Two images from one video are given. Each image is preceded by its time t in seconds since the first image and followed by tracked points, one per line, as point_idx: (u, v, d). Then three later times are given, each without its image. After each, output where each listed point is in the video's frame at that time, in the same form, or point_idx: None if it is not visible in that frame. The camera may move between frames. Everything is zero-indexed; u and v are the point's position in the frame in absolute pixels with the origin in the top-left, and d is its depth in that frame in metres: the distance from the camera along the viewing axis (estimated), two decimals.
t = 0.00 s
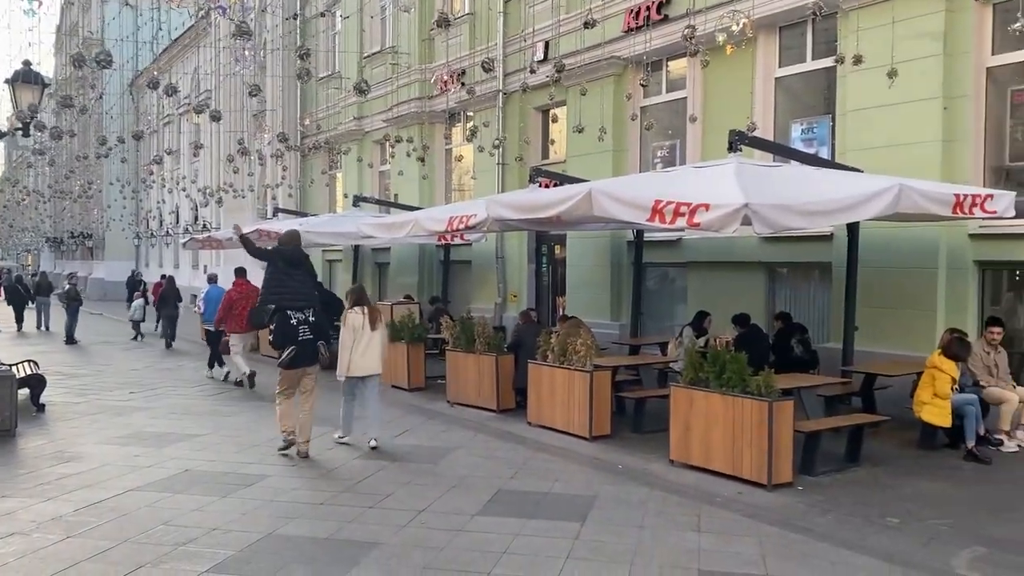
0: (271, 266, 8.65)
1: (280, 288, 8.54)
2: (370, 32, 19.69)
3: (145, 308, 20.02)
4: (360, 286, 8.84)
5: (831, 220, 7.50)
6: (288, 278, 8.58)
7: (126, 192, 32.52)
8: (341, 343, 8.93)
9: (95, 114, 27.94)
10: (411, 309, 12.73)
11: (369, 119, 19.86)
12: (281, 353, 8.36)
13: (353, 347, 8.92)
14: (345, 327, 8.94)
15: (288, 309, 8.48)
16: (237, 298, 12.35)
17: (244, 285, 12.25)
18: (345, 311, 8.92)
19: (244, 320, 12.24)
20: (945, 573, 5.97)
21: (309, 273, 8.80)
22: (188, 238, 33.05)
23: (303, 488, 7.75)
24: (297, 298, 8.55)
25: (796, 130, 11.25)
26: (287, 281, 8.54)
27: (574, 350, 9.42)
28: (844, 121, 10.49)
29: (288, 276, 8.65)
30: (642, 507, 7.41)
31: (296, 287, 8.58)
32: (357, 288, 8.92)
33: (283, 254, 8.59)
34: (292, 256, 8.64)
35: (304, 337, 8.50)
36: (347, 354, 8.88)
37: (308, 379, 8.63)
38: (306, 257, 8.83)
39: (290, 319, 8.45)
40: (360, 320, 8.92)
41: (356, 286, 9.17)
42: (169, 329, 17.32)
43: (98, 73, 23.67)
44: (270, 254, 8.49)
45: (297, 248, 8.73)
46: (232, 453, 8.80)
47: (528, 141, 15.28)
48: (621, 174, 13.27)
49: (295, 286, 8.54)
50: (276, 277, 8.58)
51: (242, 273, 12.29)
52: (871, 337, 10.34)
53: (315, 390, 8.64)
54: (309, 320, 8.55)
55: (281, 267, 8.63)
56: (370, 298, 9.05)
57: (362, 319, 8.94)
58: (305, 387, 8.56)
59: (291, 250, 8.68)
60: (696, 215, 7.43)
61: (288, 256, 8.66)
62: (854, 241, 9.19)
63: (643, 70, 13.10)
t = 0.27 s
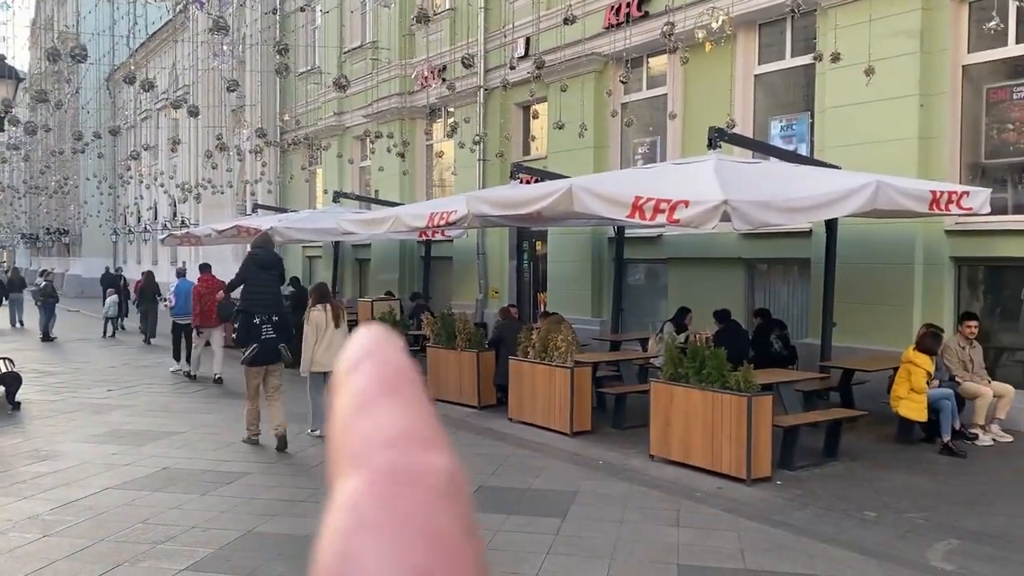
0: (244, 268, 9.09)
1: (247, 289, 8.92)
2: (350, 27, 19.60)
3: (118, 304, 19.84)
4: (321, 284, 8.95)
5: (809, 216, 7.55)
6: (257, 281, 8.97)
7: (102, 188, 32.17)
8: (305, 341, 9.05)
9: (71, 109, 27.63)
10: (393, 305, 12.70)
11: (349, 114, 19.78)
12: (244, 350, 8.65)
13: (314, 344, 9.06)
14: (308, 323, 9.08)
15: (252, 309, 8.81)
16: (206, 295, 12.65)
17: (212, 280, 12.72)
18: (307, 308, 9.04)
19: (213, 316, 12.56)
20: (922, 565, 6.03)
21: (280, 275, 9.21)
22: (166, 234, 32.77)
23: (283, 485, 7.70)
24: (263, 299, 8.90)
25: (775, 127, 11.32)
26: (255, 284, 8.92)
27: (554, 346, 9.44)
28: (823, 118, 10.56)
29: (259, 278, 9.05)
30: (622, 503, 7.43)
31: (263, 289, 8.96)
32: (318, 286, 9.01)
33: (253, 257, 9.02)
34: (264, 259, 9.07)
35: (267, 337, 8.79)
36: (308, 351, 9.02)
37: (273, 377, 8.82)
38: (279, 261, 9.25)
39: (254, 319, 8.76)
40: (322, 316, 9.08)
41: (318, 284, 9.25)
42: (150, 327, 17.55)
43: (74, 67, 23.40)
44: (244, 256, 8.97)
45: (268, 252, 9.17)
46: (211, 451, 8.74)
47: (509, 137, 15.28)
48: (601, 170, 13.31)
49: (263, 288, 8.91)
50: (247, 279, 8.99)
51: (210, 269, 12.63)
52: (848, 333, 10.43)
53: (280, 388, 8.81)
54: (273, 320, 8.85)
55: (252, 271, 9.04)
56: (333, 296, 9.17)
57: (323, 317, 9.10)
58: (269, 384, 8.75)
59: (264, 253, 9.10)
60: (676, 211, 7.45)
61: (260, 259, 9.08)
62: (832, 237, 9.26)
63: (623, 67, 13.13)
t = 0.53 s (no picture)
0: (220, 261, 9.44)
1: (222, 283, 9.30)
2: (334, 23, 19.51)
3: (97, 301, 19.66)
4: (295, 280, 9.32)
5: (793, 213, 7.59)
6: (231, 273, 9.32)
7: (84, 184, 31.89)
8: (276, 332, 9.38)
9: (52, 105, 27.37)
10: (378, 302, 12.66)
11: (334, 111, 19.69)
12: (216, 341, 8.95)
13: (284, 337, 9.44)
14: (278, 317, 9.42)
15: (227, 302, 9.17)
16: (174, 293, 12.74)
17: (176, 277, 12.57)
18: (280, 302, 9.40)
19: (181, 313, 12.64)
20: (904, 559, 6.08)
21: (253, 269, 9.58)
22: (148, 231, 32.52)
23: (268, 483, 7.66)
24: (238, 293, 9.27)
25: (759, 124, 11.37)
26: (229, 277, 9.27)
27: (540, 344, 9.45)
28: (807, 115, 10.61)
29: (234, 272, 9.41)
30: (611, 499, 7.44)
31: (237, 282, 9.34)
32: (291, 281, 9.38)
33: (229, 251, 9.36)
34: (239, 254, 9.45)
35: (240, 329, 9.12)
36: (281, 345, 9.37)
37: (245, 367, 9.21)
38: (253, 256, 9.62)
39: (228, 311, 9.11)
40: (293, 310, 9.45)
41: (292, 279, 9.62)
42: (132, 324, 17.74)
43: (55, 63, 23.17)
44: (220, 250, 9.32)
45: (243, 246, 9.55)
46: (196, 449, 8.69)
47: (495, 134, 15.27)
48: (586, 167, 13.33)
49: (237, 281, 9.29)
50: (222, 272, 9.35)
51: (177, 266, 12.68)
52: (832, 329, 10.50)
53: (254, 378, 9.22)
54: (246, 313, 9.22)
55: (227, 263, 9.39)
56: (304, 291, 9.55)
57: (295, 311, 9.46)
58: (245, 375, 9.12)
59: (239, 248, 9.48)
60: (661, 208, 7.46)
61: (235, 253, 9.45)
62: (816, 234, 9.32)
63: (608, 64, 13.15)
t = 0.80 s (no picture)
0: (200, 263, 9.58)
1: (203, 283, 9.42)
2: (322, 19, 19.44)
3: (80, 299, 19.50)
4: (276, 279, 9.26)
5: (781, 211, 7.62)
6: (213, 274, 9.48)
7: (70, 181, 31.66)
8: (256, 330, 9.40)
9: (38, 101, 27.15)
10: (366, 299, 12.63)
11: (322, 107, 19.62)
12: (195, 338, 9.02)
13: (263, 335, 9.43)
14: (258, 314, 9.42)
15: (207, 301, 9.27)
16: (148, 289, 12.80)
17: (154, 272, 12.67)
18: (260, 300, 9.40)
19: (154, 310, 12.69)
20: (890, 555, 6.11)
21: (233, 271, 9.74)
22: (135, 228, 32.32)
23: (256, 481, 7.63)
24: (219, 292, 9.37)
25: (747, 122, 11.40)
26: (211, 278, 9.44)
27: (529, 341, 9.45)
28: (795, 113, 10.65)
29: (214, 273, 9.55)
30: (602, 496, 7.44)
31: (217, 282, 9.47)
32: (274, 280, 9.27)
33: (210, 253, 9.53)
34: (219, 255, 9.60)
35: (220, 327, 9.19)
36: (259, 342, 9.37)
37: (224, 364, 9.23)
38: (232, 257, 9.77)
39: (208, 310, 9.20)
40: (272, 308, 9.45)
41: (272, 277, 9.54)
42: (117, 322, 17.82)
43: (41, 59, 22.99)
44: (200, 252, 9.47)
45: (223, 248, 9.70)
46: (183, 447, 8.65)
47: (484, 131, 15.26)
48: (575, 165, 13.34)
49: (217, 281, 9.41)
50: (203, 273, 9.49)
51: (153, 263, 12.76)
52: (819, 326, 10.55)
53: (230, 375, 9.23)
54: (227, 312, 9.30)
55: (209, 265, 9.56)
56: (285, 289, 9.54)
57: (274, 309, 9.46)
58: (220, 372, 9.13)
59: (219, 249, 9.63)
60: (649, 206, 7.47)
61: (215, 255, 9.60)
62: (804, 232, 9.36)
63: (597, 62, 13.16)
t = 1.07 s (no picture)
0: (183, 256, 9.55)
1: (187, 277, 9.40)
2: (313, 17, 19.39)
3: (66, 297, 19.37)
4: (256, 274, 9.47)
5: (771, 211, 7.64)
6: (196, 269, 9.46)
7: (59, 179, 31.49)
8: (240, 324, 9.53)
9: (26, 98, 26.98)
10: (357, 298, 12.59)
11: (312, 105, 19.58)
12: (181, 333, 9.13)
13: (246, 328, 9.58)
14: (241, 309, 9.58)
15: (191, 295, 9.27)
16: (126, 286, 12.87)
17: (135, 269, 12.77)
18: (241, 295, 9.55)
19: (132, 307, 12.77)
20: (879, 553, 6.14)
21: (216, 264, 9.70)
22: (124, 226, 32.19)
23: (246, 480, 7.60)
24: (202, 286, 9.38)
25: (738, 122, 11.43)
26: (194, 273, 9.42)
27: (520, 340, 9.45)
28: (785, 112, 10.68)
29: (197, 266, 9.52)
30: (591, 495, 7.45)
31: (200, 276, 9.46)
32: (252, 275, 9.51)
33: (193, 248, 9.51)
34: (202, 248, 9.57)
35: (204, 321, 9.26)
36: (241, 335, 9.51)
37: (209, 357, 9.37)
38: (214, 250, 9.73)
39: (192, 304, 9.23)
40: (253, 303, 9.59)
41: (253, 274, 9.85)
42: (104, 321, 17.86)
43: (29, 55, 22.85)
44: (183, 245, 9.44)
45: (205, 242, 9.66)
46: (172, 446, 8.61)
47: (475, 130, 15.25)
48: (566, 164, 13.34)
49: (200, 275, 9.41)
50: (186, 266, 9.47)
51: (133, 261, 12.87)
52: (809, 325, 10.59)
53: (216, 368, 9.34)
54: (210, 306, 9.34)
55: (192, 259, 9.55)
56: (265, 285, 9.73)
57: (256, 303, 9.61)
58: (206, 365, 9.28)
59: (201, 243, 9.58)
60: (640, 205, 7.49)
61: (198, 248, 9.55)
62: (793, 231, 9.38)
63: (588, 60, 13.16)
